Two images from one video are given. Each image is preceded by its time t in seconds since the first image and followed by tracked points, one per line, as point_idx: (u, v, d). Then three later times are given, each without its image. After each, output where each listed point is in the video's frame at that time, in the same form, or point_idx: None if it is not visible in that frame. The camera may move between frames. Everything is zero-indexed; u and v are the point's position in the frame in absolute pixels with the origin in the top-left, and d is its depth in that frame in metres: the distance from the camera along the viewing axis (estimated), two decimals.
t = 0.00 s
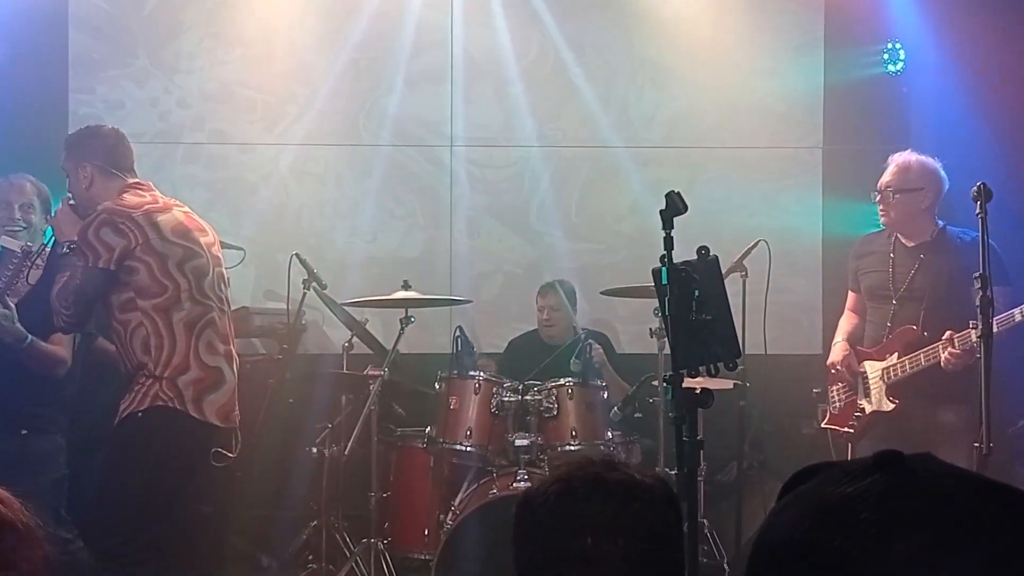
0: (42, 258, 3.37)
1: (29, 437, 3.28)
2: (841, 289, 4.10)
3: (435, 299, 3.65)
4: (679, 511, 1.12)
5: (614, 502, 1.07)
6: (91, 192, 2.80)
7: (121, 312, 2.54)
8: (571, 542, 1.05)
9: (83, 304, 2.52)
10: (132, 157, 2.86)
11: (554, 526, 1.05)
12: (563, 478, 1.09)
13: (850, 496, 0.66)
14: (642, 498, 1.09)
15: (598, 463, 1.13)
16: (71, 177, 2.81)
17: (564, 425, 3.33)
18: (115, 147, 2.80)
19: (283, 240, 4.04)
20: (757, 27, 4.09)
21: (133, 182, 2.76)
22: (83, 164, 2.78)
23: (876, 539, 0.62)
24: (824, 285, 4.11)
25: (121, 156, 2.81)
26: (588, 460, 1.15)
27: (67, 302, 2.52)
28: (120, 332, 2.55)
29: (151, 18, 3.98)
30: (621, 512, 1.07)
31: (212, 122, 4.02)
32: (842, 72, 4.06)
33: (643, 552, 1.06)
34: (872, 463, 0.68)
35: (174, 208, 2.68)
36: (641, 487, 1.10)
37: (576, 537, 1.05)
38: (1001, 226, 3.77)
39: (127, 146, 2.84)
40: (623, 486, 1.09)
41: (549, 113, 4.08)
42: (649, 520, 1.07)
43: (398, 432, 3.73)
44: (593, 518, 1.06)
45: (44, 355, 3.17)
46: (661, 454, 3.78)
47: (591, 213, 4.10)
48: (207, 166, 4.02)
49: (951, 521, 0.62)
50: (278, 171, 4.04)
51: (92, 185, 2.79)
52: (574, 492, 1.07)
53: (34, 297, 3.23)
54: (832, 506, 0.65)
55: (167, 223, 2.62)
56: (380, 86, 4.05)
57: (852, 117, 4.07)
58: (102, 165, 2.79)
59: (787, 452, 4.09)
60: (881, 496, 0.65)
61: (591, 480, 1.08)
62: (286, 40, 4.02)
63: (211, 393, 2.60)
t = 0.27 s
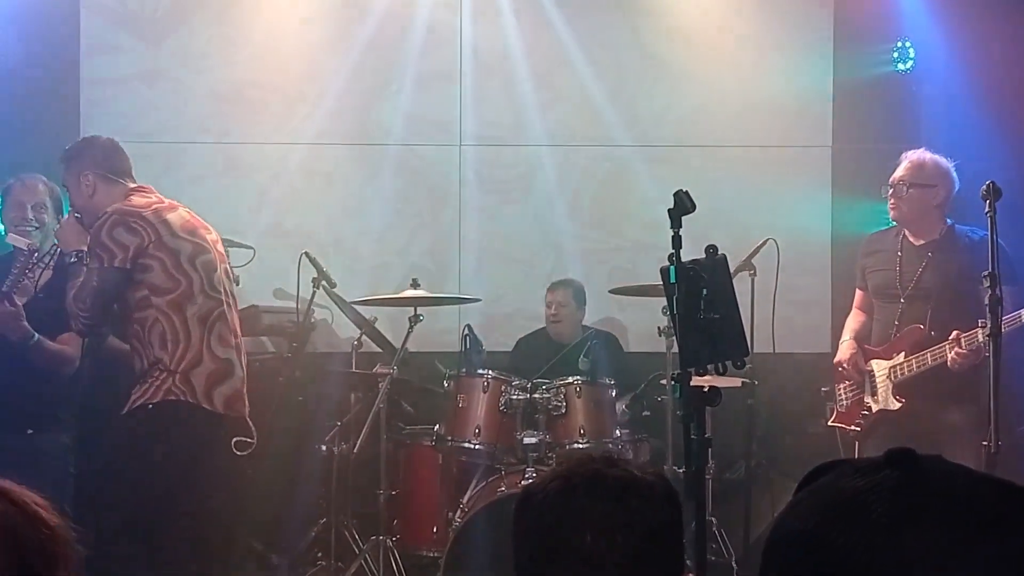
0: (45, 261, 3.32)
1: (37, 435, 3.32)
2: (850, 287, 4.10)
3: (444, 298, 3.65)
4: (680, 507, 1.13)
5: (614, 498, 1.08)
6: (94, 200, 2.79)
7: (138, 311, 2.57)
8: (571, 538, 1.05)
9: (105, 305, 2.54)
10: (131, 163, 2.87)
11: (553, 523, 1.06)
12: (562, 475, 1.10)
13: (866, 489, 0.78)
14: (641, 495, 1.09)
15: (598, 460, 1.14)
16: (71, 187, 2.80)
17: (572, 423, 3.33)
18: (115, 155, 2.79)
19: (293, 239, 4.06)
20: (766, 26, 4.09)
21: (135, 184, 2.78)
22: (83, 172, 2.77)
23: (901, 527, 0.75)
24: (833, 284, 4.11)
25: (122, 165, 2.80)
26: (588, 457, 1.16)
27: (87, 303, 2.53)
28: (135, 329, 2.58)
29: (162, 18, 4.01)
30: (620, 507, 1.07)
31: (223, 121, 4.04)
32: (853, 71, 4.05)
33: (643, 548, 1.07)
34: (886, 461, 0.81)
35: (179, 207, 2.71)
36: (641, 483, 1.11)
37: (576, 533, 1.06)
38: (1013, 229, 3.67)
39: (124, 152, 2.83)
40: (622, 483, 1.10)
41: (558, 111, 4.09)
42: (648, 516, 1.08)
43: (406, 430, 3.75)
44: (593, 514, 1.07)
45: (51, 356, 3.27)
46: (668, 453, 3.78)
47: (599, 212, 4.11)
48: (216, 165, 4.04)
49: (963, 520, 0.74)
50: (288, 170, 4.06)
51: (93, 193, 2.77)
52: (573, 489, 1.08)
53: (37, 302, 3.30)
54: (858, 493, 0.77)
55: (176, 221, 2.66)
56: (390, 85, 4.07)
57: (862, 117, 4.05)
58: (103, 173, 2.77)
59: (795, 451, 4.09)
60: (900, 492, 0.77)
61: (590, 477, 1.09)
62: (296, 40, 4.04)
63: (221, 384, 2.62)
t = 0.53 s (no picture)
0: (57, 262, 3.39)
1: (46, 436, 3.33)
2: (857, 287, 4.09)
3: (451, 298, 3.66)
4: (676, 503, 1.12)
5: (611, 499, 1.08)
6: (96, 204, 2.81)
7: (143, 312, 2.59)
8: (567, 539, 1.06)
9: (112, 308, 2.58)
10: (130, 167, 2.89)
11: (551, 524, 1.07)
12: (558, 475, 1.11)
13: (880, 485, 0.77)
14: (638, 495, 1.09)
15: (594, 460, 1.14)
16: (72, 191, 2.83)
17: (578, 423, 3.34)
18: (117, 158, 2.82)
19: (299, 239, 4.07)
20: (772, 24, 4.08)
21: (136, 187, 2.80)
22: (85, 175, 2.79)
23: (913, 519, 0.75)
24: (839, 283, 4.10)
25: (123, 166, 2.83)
26: (582, 457, 1.16)
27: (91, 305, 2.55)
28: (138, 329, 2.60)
29: (169, 19, 4.02)
30: (616, 508, 1.08)
31: (230, 122, 4.06)
32: (860, 70, 4.05)
33: (641, 549, 1.07)
34: (901, 453, 0.81)
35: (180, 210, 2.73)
36: (637, 480, 1.11)
37: (574, 533, 1.06)
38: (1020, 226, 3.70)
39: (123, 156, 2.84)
40: (617, 482, 1.10)
41: (564, 112, 4.09)
42: (645, 516, 1.08)
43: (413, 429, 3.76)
44: (589, 514, 1.07)
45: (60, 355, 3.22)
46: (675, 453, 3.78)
47: (605, 211, 4.11)
48: (224, 165, 4.06)
49: (973, 513, 0.75)
50: (295, 171, 4.07)
51: (95, 196, 2.80)
52: (569, 491, 1.08)
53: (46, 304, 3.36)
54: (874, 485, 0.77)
55: (179, 222, 2.67)
56: (396, 86, 4.08)
57: (868, 114, 4.05)
58: (104, 176, 2.80)
59: (802, 451, 4.08)
60: (915, 485, 0.77)
61: (586, 477, 1.10)
62: (303, 41, 4.05)
63: (224, 385, 2.66)
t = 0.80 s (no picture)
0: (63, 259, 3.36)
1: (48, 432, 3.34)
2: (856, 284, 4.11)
3: (452, 295, 3.68)
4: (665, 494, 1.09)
5: (601, 490, 1.05)
6: (105, 202, 2.79)
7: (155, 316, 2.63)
8: (558, 529, 1.03)
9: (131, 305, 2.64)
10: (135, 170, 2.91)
11: (540, 516, 1.04)
12: (545, 466, 1.08)
13: (887, 470, 0.71)
14: (627, 485, 1.06)
15: (581, 450, 1.12)
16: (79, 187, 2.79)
17: (578, 419, 3.37)
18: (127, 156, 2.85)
19: (301, 237, 4.09)
20: (771, 23, 4.10)
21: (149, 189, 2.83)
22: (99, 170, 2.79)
23: (915, 509, 0.69)
24: (838, 281, 4.12)
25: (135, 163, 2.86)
26: (573, 447, 1.14)
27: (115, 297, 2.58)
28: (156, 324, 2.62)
29: (170, 18, 4.05)
30: (604, 498, 1.05)
31: (232, 120, 4.08)
32: (859, 69, 4.07)
33: (632, 540, 1.04)
34: (914, 434, 0.74)
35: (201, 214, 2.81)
36: (626, 471, 1.07)
37: (560, 525, 1.03)
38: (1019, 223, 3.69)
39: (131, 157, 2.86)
40: (606, 473, 1.07)
41: (564, 110, 4.11)
42: (634, 506, 1.05)
43: (414, 426, 3.79)
44: (579, 504, 1.04)
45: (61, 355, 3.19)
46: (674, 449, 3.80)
47: (605, 209, 4.13)
48: (225, 163, 4.08)
49: (975, 503, 0.70)
50: (296, 169, 4.09)
51: (107, 192, 2.79)
52: (558, 482, 1.05)
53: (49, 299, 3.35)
54: (883, 470, 0.71)
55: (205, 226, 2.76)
56: (397, 85, 4.10)
57: (867, 114, 4.08)
58: (118, 175, 2.81)
59: (801, 447, 4.10)
60: (926, 473, 0.71)
61: (575, 467, 1.07)
62: (305, 41, 4.07)
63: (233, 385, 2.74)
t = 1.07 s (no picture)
0: (58, 253, 3.33)
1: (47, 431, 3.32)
2: (857, 282, 4.10)
3: (453, 294, 3.67)
4: (669, 489, 1.13)
5: (604, 487, 1.09)
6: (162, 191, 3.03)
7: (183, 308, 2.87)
8: (561, 526, 1.07)
9: (182, 299, 2.85)
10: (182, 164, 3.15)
11: (544, 515, 1.08)
12: (551, 464, 1.12)
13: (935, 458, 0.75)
14: (629, 481, 1.10)
15: (586, 447, 1.15)
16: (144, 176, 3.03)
17: (579, 418, 3.36)
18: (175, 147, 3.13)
19: (301, 236, 4.08)
20: (771, 20, 4.09)
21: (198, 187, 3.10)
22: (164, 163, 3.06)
23: (960, 494, 0.74)
24: (839, 278, 4.11)
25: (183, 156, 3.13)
26: (577, 445, 1.17)
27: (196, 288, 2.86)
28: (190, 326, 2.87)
29: (169, 17, 4.04)
30: (607, 495, 1.09)
31: (231, 119, 4.07)
32: (860, 66, 4.06)
33: (635, 535, 1.07)
34: (956, 425, 0.78)
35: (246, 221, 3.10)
36: (630, 468, 1.11)
37: (566, 523, 1.07)
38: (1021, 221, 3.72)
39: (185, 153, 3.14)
40: (609, 469, 1.11)
41: (565, 108, 4.10)
42: (636, 502, 1.09)
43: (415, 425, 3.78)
44: (581, 504, 1.08)
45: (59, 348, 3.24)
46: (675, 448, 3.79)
47: (606, 207, 4.12)
48: (224, 162, 4.07)
49: (1014, 487, 0.74)
50: (296, 168, 4.08)
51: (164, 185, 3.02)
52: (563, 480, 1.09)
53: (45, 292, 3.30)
54: (930, 460, 0.75)
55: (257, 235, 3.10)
56: (397, 83, 4.09)
57: (870, 112, 4.06)
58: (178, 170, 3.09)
59: (803, 445, 4.09)
60: (968, 467, 0.75)
61: (578, 466, 1.10)
62: (304, 39, 4.06)
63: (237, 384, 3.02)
